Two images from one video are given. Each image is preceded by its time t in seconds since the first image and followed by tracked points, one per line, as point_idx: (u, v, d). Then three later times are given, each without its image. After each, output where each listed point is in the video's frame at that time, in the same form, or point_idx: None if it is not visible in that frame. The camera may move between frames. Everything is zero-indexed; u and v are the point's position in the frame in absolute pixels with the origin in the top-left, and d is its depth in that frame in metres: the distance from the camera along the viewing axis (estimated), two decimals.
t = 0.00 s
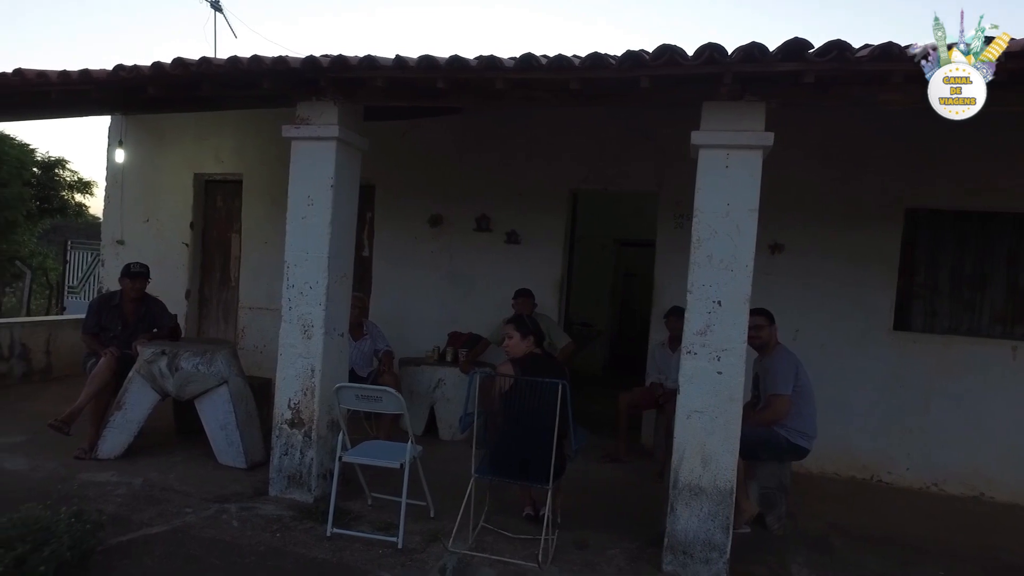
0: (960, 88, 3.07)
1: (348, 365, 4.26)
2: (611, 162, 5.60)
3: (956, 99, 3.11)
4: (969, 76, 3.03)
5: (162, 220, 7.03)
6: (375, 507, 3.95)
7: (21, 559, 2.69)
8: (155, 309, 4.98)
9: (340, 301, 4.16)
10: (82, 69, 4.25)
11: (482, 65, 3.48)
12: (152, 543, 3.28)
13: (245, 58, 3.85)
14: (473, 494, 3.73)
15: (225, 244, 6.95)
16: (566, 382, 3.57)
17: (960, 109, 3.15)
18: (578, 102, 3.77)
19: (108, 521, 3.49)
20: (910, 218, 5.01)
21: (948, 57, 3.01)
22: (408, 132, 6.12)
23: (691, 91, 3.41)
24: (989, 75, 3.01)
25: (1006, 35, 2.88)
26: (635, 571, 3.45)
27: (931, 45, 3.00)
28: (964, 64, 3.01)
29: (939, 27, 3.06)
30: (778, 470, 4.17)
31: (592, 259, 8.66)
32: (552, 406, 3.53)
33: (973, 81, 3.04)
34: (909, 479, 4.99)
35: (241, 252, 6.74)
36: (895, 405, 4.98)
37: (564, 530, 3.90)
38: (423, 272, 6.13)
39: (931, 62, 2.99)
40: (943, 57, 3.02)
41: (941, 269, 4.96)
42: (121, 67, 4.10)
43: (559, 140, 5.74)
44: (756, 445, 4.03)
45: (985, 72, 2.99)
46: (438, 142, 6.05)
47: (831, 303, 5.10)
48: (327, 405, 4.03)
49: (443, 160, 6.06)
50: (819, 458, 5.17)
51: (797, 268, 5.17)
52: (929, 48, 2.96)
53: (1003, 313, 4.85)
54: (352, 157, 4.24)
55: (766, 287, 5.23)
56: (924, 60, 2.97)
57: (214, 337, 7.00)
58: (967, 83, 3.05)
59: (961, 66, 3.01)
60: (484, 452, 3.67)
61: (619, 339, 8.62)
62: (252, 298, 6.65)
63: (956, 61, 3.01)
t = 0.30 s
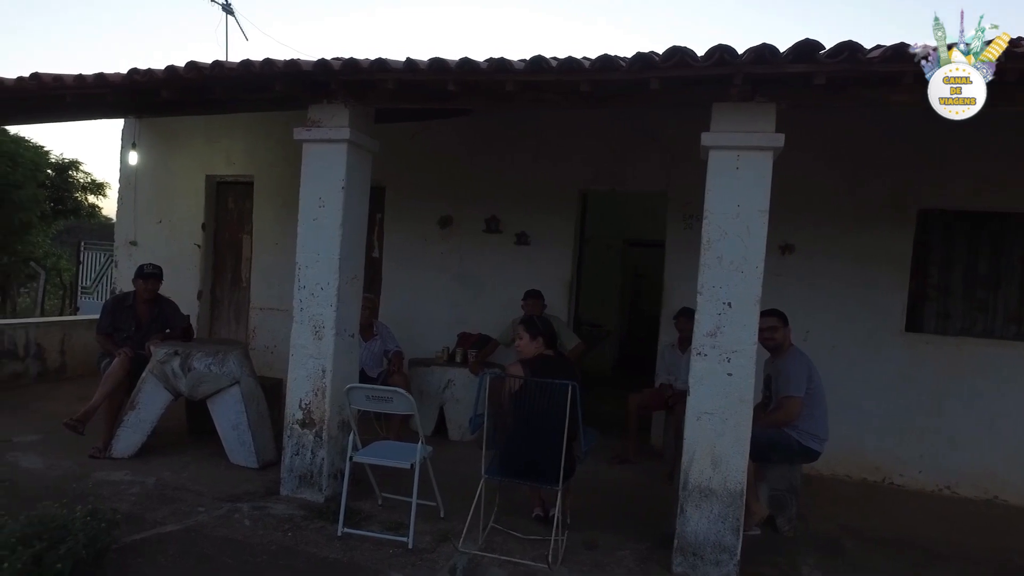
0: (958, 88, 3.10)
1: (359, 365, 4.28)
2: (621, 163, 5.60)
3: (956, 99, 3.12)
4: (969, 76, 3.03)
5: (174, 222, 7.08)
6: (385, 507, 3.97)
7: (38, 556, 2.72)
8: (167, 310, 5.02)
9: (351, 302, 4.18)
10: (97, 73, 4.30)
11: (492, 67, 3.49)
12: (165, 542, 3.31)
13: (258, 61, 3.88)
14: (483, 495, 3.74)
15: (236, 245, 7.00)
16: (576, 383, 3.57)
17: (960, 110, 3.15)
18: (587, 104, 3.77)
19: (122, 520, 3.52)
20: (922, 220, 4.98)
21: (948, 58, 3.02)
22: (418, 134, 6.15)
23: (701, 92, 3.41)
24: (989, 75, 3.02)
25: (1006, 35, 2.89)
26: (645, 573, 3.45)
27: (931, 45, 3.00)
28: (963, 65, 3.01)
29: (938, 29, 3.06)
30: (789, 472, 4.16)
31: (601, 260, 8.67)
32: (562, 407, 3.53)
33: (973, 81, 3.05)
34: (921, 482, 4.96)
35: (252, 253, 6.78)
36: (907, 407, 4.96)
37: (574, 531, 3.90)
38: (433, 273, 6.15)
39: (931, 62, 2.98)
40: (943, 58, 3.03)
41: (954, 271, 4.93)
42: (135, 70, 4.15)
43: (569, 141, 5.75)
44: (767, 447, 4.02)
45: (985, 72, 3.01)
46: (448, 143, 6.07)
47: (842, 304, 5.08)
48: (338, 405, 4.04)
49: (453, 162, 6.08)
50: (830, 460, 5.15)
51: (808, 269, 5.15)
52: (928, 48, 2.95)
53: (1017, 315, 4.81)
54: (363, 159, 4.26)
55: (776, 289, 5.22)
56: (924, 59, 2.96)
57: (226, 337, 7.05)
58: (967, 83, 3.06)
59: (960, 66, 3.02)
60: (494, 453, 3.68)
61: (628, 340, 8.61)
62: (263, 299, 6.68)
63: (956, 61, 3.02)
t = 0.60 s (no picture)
0: (960, 88, 3.13)
1: (369, 363, 4.29)
2: (630, 162, 5.59)
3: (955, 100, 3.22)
4: (969, 76, 3.08)
5: (185, 221, 7.12)
6: (396, 504, 3.98)
7: (54, 550, 2.76)
8: (179, 308, 5.05)
9: (362, 300, 4.19)
10: (110, 72, 4.32)
11: (503, 65, 3.49)
12: (179, 538, 3.33)
13: (269, 60, 3.89)
14: (493, 492, 3.74)
15: (247, 244, 7.03)
16: (587, 380, 3.57)
17: (961, 110, 3.25)
18: (597, 101, 3.76)
19: (136, 516, 3.54)
20: (935, 218, 4.95)
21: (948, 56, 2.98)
22: (428, 133, 6.16)
23: (713, 88, 3.40)
24: (989, 74, 3.06)
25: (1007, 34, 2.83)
26: (657, 571, 3.44)
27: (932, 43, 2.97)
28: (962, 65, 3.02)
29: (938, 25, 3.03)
30: (801, 471, 4.14)
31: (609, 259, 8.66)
32: (573, 405, 3.53)
33: (973, 81, 3.10)
34: (935, 482, 4.93)
35: (262, 252, 6.80)
36: (920, 407, 4.93)
37: (585, 529, 3.89)
38: (442, 272, 6.15)
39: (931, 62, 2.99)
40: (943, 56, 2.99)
41: (968, 269, 4.89)
42: (148, 70, 4.17)
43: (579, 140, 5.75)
44: (779, 445, 4.00)
45: (985, 72, 3.03)
46: (458, 142, 6.08)
47: (853, 302, 5.05)
48: (349, 403, 4.06)
49: (463, 160, 6.09)
50: (841, 459, 5.12)
51: (819, 267, 5.13)
52: (927, 48, 2.95)
53: None
54: (374, 158, 4.27)
55: (787, 287, 5.20)
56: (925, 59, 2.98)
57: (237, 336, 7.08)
58: (967, 83, 3.12)
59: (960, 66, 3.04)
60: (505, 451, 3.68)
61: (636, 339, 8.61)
62: (273, 298, 6.71)
63: (955, 61, 3.02)
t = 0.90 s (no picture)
0: (960, 88, 3.30)
1: (378, 359, 4.28)
2: (640, 158, 5.57)
3: (953, 99, 3.53)
4: (969, 76, 3.13)
5: (195, 219, 7.14)
6: (405, 500, 3.97)
7: (67, 542, 2.77)
8: (190, 305, 5.06)
9: (371, 295, 4.19)
10: (121, 69, 4.34)
11: (514, 59, 3.48)
12: (190, 531, 3.33)
13: (280, 56, 3.90)
14: (503, 488, 3.72)
15: (256, 242, 7.05)
16: (597, 375, 3.56)
17: (960, 107, 3.57)
18: (609, 95, 3.75)
19: (147, 509, 3.55)
20: (949, 214, 4.91)
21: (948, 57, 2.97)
22: (437, 130, 6.15)
23: (725, 81, 3.38)
24: (989, 75, 3.09)
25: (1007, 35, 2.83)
26: (668, 568, 3.42)
27: (931, 44, 2.92)
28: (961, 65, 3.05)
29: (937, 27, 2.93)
30: (814, 468, 4.10)
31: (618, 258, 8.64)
32: (584, 400, 3.52)
33: (972, 81, 3.16)
34: (947, 480, 4.89)
35: (272, 250, 6.82)
36: (933, 404, 4.88)
37: (594, 526, 3.88)
38: (451, 270, 6.15)
39: (930, 63, 3.02)
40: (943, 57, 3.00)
41: (981, 266, 4.85)
42: (159, 67, 4.18)
43: (588, 136, 5.73)
44: (790, 442, 3.97)
45: (985, 71, 3.06)
46: (467, 140, 6.07)
47: (865, 299, 5.02)
48: (360, 396, 4.06)
49: (472, 158, 6.08)
50: (854, 457, 5.09)
51: (830, 264, 5.09)
52: (931, 48, 2.93)
53: None
54: (384, 154, 4.27)
55: (798, 284, 5.17)
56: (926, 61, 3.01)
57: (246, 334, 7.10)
58: (967, 83, 3.18)
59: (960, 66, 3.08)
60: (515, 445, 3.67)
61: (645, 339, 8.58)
62: (283, 296, 6.72)
63: (956, 61, 3.01)
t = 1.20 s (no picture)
0: (960, 88, 3.67)
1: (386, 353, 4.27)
2: (649, 153, 5.54)
3: (954, 98, 3.85)
4: (970, 75, 3.25)
5: (204, 216, 7.16)
6: (413, 493, 3.96)
7: (77, 529, 2.82)
8: (199, 299, 5.09)
9: (379, 288, 4.18)
10: (131, 63, 4.35)
11: (522, 49, 3.46)
12: (198, 521, 3.34)
13: (288, 49, 3.90)
14: (510, 480, 3.71)
15: (265, 239, 7.06)
16: (606, 366, 3.54)
17: (960, 105, 3.93)
18: (619, 86, 3.72)
19: (156, 500, 3.56)
20: (961, 208, 4.86)
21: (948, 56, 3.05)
22: (445, 125, 6.15)
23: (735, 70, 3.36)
24: (989, 74, 3.19)
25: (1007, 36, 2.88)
26: (676, 561, 3.39)
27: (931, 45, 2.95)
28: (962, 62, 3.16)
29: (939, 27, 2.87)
30: (824, 463, 4.06)
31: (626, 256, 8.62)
32: (592, 391, 3.50)
33: (972, 80, 3.30)
34: (960, 477, 4.84)
35: (281, 247, 6.83)
36: (945, 400, 4.84)
37: (602, 519, 3.86)
38: (459, 265, 6.15)
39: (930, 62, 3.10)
40: (943, 57, 3.07)
41: (994, 260, 4.80)
42: (168, 60, 4.19)
43: (596, 131, 5.71)
44: (800, 436, 3.94)
45: (985, 71, 3.16)
46: (476, 135, 6.06)
47: (876, 294, 4.98)
48: (368, 387, 4.06)
49: (480, 153, 6.07)
50: (865, 454, 5.04)
51: (841, 259, 5.06)
52: (930, 48, 2.96)
53: None
54: (392, 147, 4.27)
55: (808, 279, 5.13)
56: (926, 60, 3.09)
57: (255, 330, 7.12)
58: (967, 81, 3.32)
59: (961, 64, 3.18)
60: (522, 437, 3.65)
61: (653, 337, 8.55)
62: (291, 292, 6.73)
63: (957, 61, 3.09)
